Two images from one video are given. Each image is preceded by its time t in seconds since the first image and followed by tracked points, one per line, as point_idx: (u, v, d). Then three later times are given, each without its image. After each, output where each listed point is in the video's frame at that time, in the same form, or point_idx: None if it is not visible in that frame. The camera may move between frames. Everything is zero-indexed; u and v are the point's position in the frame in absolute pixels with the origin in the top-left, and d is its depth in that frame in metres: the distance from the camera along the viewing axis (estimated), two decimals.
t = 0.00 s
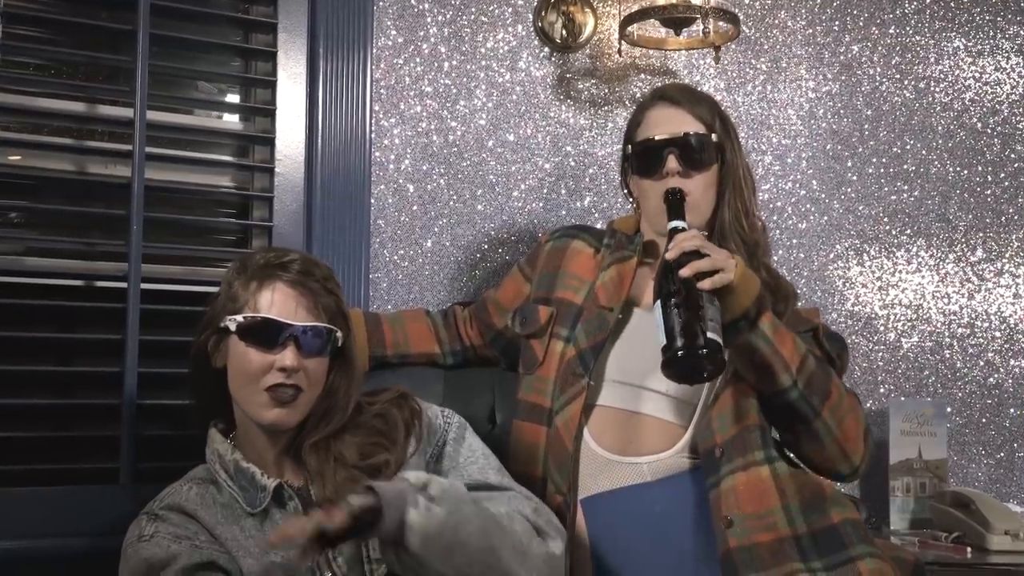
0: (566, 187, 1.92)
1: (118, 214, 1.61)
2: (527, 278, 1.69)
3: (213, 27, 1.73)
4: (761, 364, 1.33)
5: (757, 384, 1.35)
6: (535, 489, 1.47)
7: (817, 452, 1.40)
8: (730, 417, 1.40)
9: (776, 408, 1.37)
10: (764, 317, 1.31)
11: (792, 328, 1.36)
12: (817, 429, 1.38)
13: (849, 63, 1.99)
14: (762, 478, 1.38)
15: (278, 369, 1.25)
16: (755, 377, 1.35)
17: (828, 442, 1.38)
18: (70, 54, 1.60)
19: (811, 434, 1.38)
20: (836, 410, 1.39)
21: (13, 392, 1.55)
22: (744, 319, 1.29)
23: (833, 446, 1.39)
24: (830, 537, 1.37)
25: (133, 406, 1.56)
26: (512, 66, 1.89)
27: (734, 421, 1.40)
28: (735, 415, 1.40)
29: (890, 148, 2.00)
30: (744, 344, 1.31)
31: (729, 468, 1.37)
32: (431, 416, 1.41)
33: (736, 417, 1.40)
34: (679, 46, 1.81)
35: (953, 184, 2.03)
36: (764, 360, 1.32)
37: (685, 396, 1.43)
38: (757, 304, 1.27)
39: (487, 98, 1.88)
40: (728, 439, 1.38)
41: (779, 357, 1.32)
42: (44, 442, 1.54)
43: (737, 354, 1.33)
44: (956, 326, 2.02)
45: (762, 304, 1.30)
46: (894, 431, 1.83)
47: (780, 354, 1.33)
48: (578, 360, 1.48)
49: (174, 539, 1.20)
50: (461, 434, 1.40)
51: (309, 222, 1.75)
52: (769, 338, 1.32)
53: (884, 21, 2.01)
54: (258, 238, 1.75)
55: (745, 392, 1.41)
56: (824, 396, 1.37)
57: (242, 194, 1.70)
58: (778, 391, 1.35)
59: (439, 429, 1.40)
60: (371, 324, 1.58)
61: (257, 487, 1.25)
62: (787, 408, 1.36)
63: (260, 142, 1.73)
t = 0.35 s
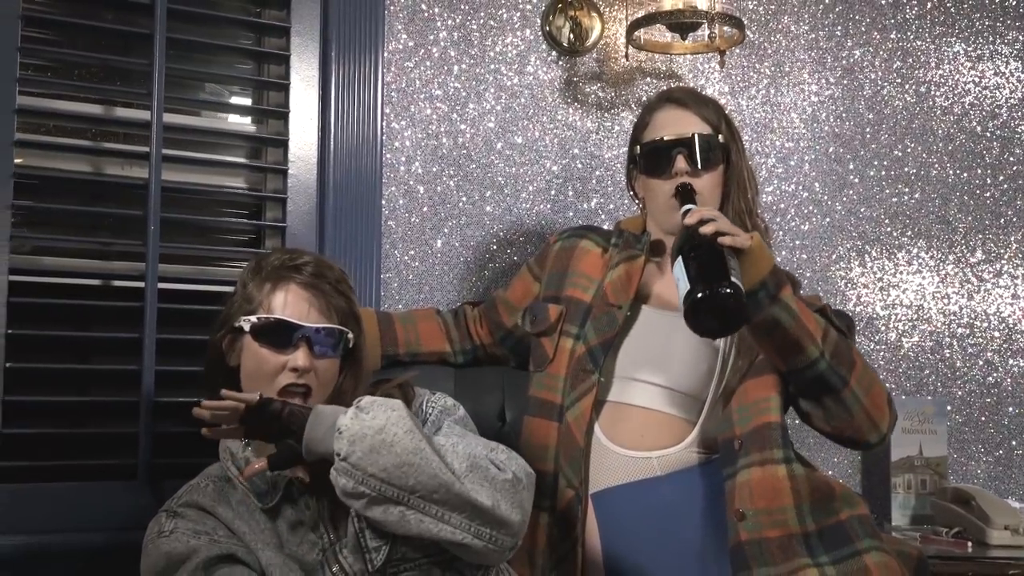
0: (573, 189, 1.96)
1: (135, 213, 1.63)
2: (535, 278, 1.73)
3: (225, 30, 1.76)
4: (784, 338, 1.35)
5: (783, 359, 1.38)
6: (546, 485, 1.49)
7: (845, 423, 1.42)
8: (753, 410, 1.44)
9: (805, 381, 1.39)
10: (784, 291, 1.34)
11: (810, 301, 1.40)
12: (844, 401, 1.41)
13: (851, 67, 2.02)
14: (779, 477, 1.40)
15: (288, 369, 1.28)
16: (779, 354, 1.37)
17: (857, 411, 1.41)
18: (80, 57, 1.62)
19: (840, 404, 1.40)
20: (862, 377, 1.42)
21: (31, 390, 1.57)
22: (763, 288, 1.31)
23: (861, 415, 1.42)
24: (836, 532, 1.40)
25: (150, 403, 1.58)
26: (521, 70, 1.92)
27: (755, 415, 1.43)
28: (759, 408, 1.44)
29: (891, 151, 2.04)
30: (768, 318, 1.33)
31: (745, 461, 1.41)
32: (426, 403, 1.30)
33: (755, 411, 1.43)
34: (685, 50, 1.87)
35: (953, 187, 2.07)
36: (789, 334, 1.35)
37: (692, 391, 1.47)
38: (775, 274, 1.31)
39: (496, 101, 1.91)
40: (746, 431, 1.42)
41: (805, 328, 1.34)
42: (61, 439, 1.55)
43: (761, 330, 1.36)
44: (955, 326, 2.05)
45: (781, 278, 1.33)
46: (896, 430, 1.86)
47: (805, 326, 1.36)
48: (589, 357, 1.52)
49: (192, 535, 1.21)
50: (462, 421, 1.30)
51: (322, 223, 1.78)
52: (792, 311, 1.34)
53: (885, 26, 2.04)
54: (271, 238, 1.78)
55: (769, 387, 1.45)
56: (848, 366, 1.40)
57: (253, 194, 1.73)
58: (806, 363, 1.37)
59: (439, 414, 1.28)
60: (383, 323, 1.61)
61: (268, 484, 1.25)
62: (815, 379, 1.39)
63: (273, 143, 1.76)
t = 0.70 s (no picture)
0: (582, 193, 2.00)
1: (157, 215, 1.66)
2: (548, 279, 1.76)
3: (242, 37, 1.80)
4: (807, 300, 1.39)
5: (806, 324, 1.41)
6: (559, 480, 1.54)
7: (866, 387, 1.44)
8: (769, 411, 1.48)
9: (828, 345, 1.41)
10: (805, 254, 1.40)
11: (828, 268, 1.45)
12: (865, 364, 1.43)
13: (852, 75, 2.07)
14: (793, 479, 1.44)
15: (312, 369, 1.32)
16: (804, 318, 1.41)
17: (877, 372, 1.44)
18: (103, 63, 1.65)
19: (862, 367, 1.42)
20: (880, 342, 1.45)
21: (53, 389, 1.60)
22: (784, 243, 1.38)
23: (882, 377, 1.44)
24: (842, 529, 1.45)
25: (172, 402, 1.61)
26: (531, 77, 1.97)
27: (771, 417, 1.48)
28: (774, 410, 1.48)
29: (892, 157, 2.09)
30: (793, 278, 1.38)
31: (760, 462, 1.46)
32: (454, 404, 1.34)
33: (772, 413, 1.47)
34: (691, 58, 1.91)
35: (951, 192, 2.12)
36: (811, 296, 1.39)
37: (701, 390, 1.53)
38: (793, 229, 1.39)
39: (507, 107, 1.95)
40: (763, 434, 1.47)
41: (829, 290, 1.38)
42: (84, 437, 1.59)
43: (785, 295, 1.39)
44: (953, 328, 2.10)
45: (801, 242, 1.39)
46: (896, 429, 1.91)
47: (827, 288, 1.40)
48: (601, 356, 1.57)
49: (224, 528, 1.26)
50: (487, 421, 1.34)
51: (337, 226, 1.82)
52: (814, 274, 1.39)
53: (886, 35, 2.09)
54: (287, 241, 1.82)
55: (787, 389, 1.48)
56: (868, 329, 1.43)
57: (270, 198, 1.76)
58: (829, 325, 1.40)
59: (466, 413, 1.32)
60: (399, 323, 1.65)
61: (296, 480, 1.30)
62: (838, 343, 1.41)
63: (290, 148, 1.80)
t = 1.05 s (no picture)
0: (579, 192, 2.04)
1: (164, 212, 1.70)
2: (547, 276, 1.80)
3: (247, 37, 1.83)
4: (804, 270, 1.45)
5: (802, 294, 1.46)
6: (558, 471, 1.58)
7: (857, 358, 1.48)
8: (762, 398, 1.53)
9: (822, 315, 1.46)
10: (806, 227, 1.47)
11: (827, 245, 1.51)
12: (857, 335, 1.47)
13: (842, 77, 2.12)
14: (788, 463, 1.49)
15: (311, 361, 1.37)
16: (800, 289, 1.46)
17: (869, 344, 1.47)
18: (117, 62, 1.68)
19: (854, 338, 1.46)
20: (874, 317, 1.49)
21: (61, 382, 1.63)
22: (784, 212, 1.46)
23: (873, 349, 1.47)
24: (837, 515, 1.51)
25: (178, 395, 1.64)
26: (529, 77, 2.01)
27: (764, 404, 1.53)
28: (767, 396, 1.53)
29: (880, 157, 2.14)
30: (789, 248, 1.45)
31: (756, 448, 1.50)
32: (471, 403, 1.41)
33: (766, 400, 1.52)
34: (687, 60, 1.96)
35: (938, 192, 2.17)
36: (806, 266, 1.45)
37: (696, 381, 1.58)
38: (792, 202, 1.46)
39: (506, 107, 1.99)
40: (757, 420, 1.52)
41: (825, 259, 1.44)
42: (92, 429, 1.62)
43: (784, 264, 1.46)
44: (941, 325, 2.14)
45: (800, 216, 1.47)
46: (885, 422, 1.96)
47: (824, 259, 1.46)
48: (601, 350, 1.61)
49: (233, 517, 1.29)
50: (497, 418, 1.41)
51: (339, 224, 1.85)
52: (813, 246, 1.45)
53: (875, 38, 2.14)
54: (289, 238, 1.85)
55: (779, 376, 1.54)
56: (862, 302, 1.48)
57: (274, 195, 1.79)
58: (824, 294, 1.45)
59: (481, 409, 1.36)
60: (401, 318, 1.69)
61: (303, 470, 1.33)
62: (832, 313, 1.46)
63: (294, 147, 1.84)
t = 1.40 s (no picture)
0: (570, 191, 2.08)
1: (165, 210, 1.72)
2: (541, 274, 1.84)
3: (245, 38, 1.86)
4: (787, 255, 1.48)
5: (785, 279, 1.49)
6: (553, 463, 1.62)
7: (836, 345, 1.51)
8: (747, 392, 1.57)
9: (803, 301, 1.49)
10: (791, 213, 1.49)
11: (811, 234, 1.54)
12: (837, 322, 1.50)
13: (827, 80, 2.17)
14: (775, 454, 1.53)
15: (302, 359, 1.36)
16: (782, 274, 1.49)
17: (848, 332, 1.50)
18: (117, 62, 1.71)
19: (833, 325, 1.49)
20: (854, 305, 1.52)
21: (64, 377, 1.66)
22: (771, 197, 1.47)
23: (852, 336, 1.50)
24: (824, 505, 1.54)
25: (179, 391, 1.67)
26: (521, 79, 2.04)
27: (749, 398, 1.57)
28: (753, 391, 1.57)
29: (865, 158, 2.18)
30: (773, 233, 1.48)
31: (743, 441, 1.55)
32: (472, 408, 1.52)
33: (750, 394, 1.57)
34: (676, 62, 2.00)
35: (921, 192, 2.22)
36: (790, 253, 1.48)
37: (683, 374, 1.63)
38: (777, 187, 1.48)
39: (499, 108, 2.03)
40: (743, 414, 1.56)
41: (808, 246, 1.47)
42: (94, 424, 1.64)
43: (768, 250, 1.49)
44: (923, 322, 2.19)
45: (785, 201, 1.49)
46: (869, 416, 2.01)
47: (807, 246, 1.48)
48: (594, 347, 1.65)
49: (238, 509, 1.31)
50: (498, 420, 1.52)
51: (336, 222, 1.88)
52: (797, 232, 1.48)
53: (860, 42, 2.19)
54: (287, 236, 1.87)
55: (762, 370, 1.58)
56: (843, 289, 1.50)
57: (272, 194, 1.82)
58: (804, 280, 1.48)
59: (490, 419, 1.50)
60: (397, 314, 1.72)
61: (305, 463, 1.36)
62: (813, 299, 1.49)
63: (292, 146, 1.86)
